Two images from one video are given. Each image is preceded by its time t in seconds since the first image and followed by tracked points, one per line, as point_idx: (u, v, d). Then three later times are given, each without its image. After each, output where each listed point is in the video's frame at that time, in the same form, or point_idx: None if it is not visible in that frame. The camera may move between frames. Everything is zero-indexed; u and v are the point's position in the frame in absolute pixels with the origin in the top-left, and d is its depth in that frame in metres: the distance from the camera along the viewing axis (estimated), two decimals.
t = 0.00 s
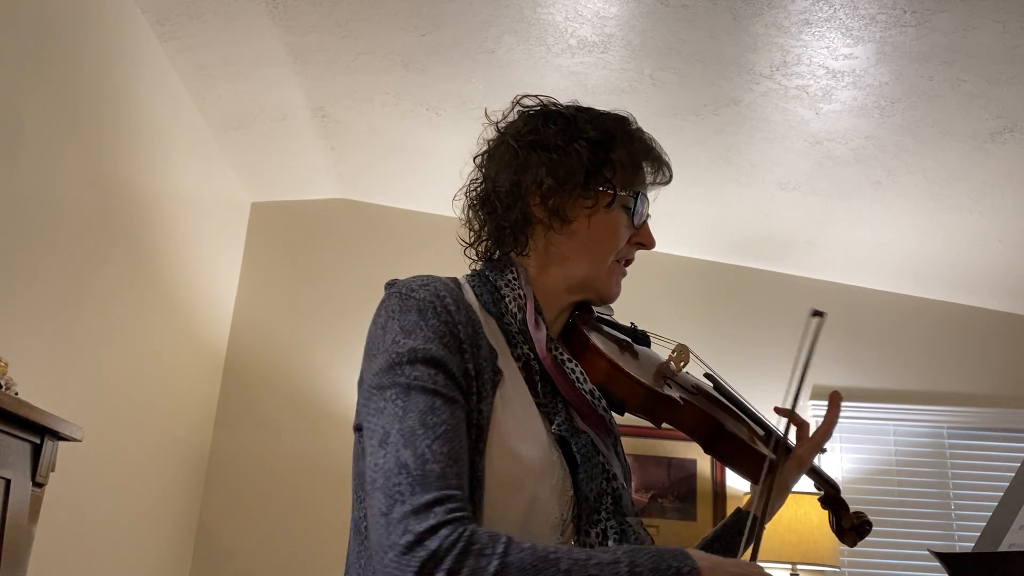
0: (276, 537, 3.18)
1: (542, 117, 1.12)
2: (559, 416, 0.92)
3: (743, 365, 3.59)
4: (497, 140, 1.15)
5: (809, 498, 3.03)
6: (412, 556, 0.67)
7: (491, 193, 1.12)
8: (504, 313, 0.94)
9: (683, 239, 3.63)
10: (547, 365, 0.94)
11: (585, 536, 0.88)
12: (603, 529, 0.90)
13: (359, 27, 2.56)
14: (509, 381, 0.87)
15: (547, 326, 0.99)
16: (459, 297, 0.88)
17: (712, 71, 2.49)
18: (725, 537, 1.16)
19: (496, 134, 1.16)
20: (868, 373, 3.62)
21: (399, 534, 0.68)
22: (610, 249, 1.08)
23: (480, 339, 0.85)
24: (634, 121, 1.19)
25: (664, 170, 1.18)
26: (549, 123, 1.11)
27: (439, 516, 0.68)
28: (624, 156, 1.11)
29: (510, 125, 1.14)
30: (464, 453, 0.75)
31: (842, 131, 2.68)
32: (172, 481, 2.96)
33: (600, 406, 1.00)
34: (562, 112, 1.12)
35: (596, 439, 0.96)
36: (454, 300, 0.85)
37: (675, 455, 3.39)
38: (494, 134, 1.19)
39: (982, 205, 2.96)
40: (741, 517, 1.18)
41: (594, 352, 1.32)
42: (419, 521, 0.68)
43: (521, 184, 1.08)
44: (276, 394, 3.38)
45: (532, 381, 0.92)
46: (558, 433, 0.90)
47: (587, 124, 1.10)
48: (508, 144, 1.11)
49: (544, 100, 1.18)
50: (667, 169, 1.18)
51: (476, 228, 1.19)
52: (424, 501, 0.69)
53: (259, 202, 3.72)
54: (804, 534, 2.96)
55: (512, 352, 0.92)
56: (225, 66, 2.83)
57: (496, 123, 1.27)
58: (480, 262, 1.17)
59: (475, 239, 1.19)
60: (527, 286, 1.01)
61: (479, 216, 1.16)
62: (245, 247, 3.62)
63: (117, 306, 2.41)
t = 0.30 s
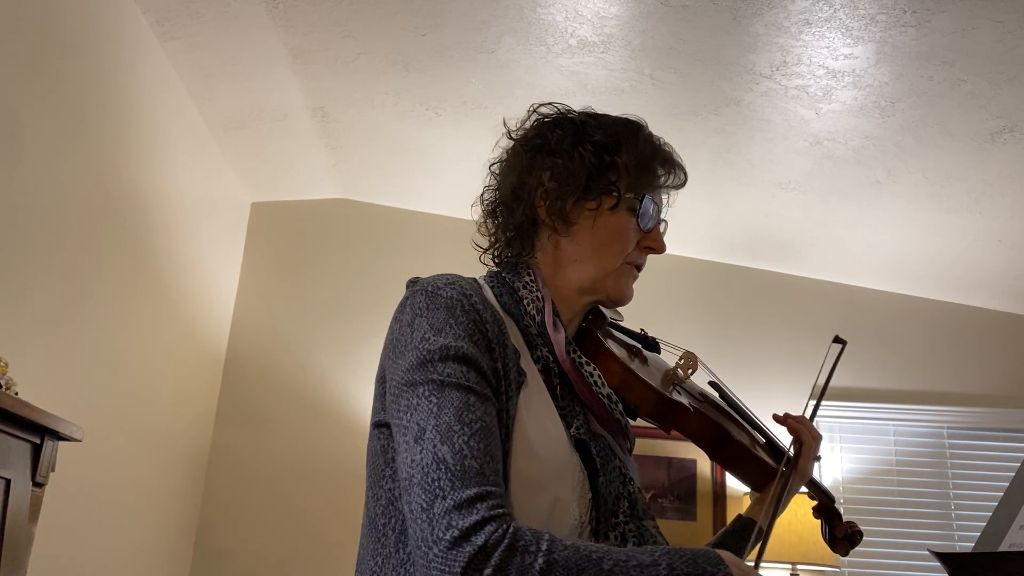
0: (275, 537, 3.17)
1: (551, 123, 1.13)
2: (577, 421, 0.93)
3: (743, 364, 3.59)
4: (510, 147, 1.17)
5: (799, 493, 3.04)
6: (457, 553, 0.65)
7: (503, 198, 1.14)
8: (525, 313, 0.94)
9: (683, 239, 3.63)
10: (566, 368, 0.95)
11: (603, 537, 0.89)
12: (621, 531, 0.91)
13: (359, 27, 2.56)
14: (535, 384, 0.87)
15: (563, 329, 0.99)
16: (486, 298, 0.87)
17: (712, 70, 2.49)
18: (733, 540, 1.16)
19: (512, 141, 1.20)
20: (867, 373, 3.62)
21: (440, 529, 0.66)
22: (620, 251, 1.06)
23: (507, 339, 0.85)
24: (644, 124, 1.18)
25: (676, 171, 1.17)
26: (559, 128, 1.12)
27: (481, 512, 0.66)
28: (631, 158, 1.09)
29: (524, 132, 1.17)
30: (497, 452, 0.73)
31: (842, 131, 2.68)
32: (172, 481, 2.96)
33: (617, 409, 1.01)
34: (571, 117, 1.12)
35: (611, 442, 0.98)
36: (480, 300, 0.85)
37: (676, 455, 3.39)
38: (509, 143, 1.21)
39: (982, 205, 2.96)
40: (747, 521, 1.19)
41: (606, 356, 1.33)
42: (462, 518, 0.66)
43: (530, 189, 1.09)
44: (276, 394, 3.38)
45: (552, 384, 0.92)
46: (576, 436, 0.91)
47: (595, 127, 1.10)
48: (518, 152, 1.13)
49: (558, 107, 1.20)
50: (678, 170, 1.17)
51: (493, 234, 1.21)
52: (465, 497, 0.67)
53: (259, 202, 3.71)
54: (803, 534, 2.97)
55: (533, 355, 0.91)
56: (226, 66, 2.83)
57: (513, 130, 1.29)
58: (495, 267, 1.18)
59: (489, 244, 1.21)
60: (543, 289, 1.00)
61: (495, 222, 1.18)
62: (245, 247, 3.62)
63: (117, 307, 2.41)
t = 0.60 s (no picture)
0: (275, 537, 3.17)
1: (545, 129, 1.14)
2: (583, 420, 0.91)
3: (743, 364, 3.59)
4: (508, 155, 1.18)
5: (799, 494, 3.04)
6: (541, 508, 0.63)
7: (502, 204, 1.15)
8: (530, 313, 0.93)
9: (683, 239, 3.63)
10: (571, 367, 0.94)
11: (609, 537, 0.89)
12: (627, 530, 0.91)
13: (359, 27, 2.56)
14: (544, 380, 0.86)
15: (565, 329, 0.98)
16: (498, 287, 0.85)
17: (712, 70, 2.49)
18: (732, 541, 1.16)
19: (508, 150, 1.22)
20: (867, 373, 3.63)
21: (517, 492, 0.64)
22: (616, 249, 1.05)
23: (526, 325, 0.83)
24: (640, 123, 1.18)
25: (675, 168, 1.16)
26: (552, 132, 1.13)
27: (556, 466, 0.64)
28: (626, 157, 1.09)
29: (519, 139, 1.18)
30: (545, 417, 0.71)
31: (842, 130, 2.68)
32: (172, 481, 2.96)
33: (622, 407, 1.00)
34: (564, 120, 1.13)
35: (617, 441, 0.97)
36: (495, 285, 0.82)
37: (675, 455, 3.39)
38: (506, 150, 1.22)
39: (982, 205, 2.96)
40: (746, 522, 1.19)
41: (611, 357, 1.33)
42: (538, 476, 0.64)
43: (527, 194, 1.10)
44: (276, 394, 3.38)
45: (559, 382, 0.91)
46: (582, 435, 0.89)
47: (588, 129, 1.10)
48: (516, 159, 1.15)
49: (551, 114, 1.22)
50: (677, 166, 1.16)
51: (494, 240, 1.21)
52: (534, 455, 0.65)
53: (258, 202, 3.71)
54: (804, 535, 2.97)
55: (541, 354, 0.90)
56: (226, 66, 2.83)
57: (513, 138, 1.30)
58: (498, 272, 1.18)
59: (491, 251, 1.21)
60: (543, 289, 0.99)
61: (496, 228, 1.18)
62: (244, 247, 3.63)
63: (117, 306, 2.41)
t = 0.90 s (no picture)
0: (274, 537, 3.18)
1: (554, 126, 1.14)
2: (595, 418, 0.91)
3: (743, 364, 3.59)
4: (513, 149, 1.17)
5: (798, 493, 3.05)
6: (632, 426, 0.65)
7: (503, 199, 1.14)
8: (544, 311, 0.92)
9: (683, 239, 3.64)
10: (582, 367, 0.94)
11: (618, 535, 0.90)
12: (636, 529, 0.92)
13: (359, 27, 2.56)
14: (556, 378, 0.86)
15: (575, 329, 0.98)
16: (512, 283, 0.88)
17: (712, 70, 2.49)
18: (728, 542, 1.16)
19: (511, 144, 1.19)
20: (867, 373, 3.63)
21: (600, 415, 0.65)
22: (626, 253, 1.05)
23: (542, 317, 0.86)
24: (645, 128, 1.18)
25: (677, 175, 1.17)
26: (562, 131, 1.12)
27: (632, 394, 0.67)
28: (635, 161, 1.10)
29: (525, 134, 1.17)
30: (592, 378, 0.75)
31: (842, 131, 2.68)
32: (172, 481, 2.96)
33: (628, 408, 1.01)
34: (574, 120, 1.13)
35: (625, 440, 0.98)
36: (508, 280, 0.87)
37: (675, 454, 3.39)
38: (507, 146, 1.21)
39: (981, 205, 2.96)
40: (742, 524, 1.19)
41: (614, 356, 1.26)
42: (620, 400, 0.66)
43: (536, 191, 1.09)
44: (276, 394, 3.39)
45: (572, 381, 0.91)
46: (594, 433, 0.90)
47: (599, 131, 1.10)
48: (523, 154, 1.14)
49: (557, 111, 1.20)
50: (679, 174, 1.17)
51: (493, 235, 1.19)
52: (609, 385, 0.67)
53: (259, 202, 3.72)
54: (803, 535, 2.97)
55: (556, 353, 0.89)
56: (225, 66, 2.83)
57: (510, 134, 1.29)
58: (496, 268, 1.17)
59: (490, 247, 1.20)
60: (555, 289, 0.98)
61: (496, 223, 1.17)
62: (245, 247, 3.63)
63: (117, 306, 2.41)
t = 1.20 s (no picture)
0: (274, 537, 3.17)
1: (560, 125, 1.13)
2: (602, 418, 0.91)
3: (743, 364, 3.60)
4: (516, 149, 1.17)
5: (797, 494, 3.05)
6: (659, 404, 0.65)
7: (506, 198, 1.14)
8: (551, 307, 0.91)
9: (683, 239, 3.64)
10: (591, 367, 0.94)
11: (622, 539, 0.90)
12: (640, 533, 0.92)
13: (359, 27, 2.56)
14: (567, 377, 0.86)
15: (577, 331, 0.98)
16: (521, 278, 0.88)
17: (712, 70, 2.49)
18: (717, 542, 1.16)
19: (515, 141, 1.18)
20: (866, 373, 3.63)
21: (627, 390, 0.66)
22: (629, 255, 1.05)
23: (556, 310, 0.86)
24: (650, 128, 1.18)
25: (680, 176, 1.16)
26: (567, 130, 1.12)
27: (656, 375, 0.67)
28: (641, 162, 1.09)
29: (529, 133, 1.17)
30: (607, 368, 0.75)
31: (842, 130, 2.68)
32: (172, 481, 2.95)
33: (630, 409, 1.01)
34: (579, 119, 1.12)
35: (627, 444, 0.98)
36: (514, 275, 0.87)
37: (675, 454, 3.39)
38: (511, 145, 1.21)
39: (982, 205, 2.96)
40: (732, 527, 1.19)
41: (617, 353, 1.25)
42: (645, 380, 0.66)
43: (540, 190, 1.08)
44: (276, 394, 3.39)
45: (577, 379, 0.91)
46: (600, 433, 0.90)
47: (604, 131, 1.10)
48: (526, 154, 1.13)
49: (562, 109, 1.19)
50: (682, 175, 1.16)
51: (496, 234, 1.19)
52: (631, 366, 0.68)
53: (258, 202, 3.71)
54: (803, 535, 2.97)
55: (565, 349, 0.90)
56: (225, 66, 2.83)
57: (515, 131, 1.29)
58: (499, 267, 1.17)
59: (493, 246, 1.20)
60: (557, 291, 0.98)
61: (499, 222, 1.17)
62: (244, 247, 3.63)
63: (116, 306, 2.41)
